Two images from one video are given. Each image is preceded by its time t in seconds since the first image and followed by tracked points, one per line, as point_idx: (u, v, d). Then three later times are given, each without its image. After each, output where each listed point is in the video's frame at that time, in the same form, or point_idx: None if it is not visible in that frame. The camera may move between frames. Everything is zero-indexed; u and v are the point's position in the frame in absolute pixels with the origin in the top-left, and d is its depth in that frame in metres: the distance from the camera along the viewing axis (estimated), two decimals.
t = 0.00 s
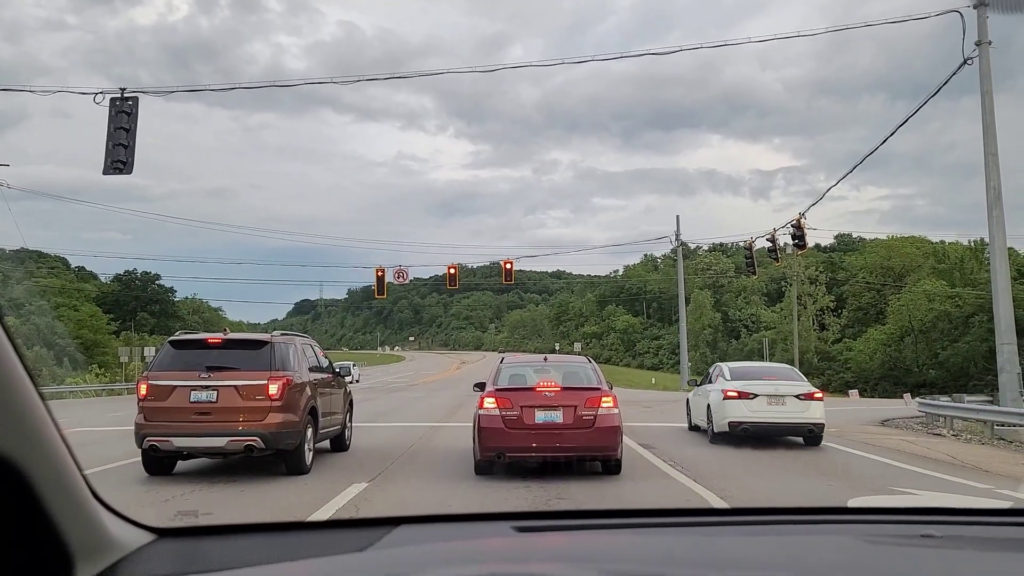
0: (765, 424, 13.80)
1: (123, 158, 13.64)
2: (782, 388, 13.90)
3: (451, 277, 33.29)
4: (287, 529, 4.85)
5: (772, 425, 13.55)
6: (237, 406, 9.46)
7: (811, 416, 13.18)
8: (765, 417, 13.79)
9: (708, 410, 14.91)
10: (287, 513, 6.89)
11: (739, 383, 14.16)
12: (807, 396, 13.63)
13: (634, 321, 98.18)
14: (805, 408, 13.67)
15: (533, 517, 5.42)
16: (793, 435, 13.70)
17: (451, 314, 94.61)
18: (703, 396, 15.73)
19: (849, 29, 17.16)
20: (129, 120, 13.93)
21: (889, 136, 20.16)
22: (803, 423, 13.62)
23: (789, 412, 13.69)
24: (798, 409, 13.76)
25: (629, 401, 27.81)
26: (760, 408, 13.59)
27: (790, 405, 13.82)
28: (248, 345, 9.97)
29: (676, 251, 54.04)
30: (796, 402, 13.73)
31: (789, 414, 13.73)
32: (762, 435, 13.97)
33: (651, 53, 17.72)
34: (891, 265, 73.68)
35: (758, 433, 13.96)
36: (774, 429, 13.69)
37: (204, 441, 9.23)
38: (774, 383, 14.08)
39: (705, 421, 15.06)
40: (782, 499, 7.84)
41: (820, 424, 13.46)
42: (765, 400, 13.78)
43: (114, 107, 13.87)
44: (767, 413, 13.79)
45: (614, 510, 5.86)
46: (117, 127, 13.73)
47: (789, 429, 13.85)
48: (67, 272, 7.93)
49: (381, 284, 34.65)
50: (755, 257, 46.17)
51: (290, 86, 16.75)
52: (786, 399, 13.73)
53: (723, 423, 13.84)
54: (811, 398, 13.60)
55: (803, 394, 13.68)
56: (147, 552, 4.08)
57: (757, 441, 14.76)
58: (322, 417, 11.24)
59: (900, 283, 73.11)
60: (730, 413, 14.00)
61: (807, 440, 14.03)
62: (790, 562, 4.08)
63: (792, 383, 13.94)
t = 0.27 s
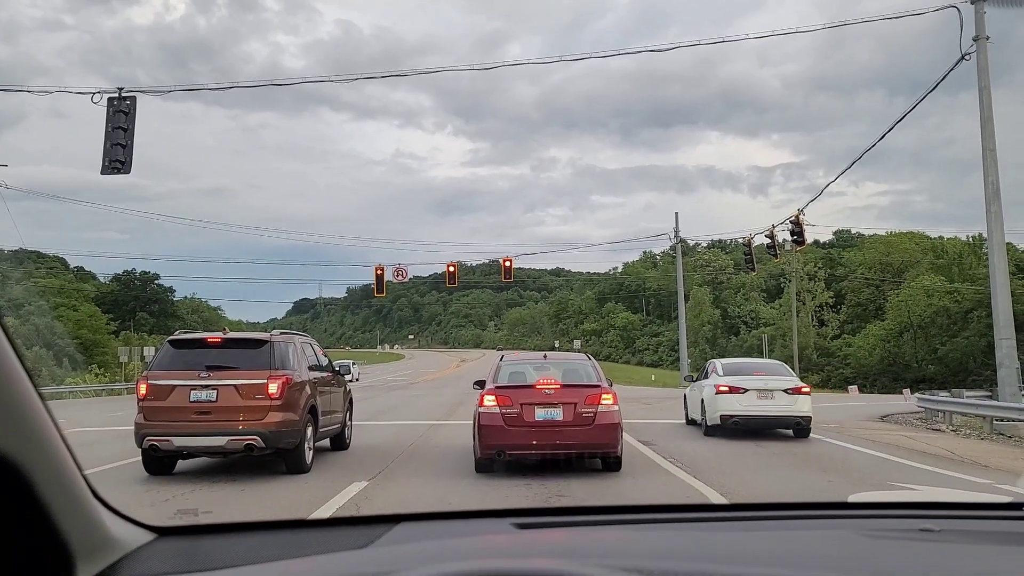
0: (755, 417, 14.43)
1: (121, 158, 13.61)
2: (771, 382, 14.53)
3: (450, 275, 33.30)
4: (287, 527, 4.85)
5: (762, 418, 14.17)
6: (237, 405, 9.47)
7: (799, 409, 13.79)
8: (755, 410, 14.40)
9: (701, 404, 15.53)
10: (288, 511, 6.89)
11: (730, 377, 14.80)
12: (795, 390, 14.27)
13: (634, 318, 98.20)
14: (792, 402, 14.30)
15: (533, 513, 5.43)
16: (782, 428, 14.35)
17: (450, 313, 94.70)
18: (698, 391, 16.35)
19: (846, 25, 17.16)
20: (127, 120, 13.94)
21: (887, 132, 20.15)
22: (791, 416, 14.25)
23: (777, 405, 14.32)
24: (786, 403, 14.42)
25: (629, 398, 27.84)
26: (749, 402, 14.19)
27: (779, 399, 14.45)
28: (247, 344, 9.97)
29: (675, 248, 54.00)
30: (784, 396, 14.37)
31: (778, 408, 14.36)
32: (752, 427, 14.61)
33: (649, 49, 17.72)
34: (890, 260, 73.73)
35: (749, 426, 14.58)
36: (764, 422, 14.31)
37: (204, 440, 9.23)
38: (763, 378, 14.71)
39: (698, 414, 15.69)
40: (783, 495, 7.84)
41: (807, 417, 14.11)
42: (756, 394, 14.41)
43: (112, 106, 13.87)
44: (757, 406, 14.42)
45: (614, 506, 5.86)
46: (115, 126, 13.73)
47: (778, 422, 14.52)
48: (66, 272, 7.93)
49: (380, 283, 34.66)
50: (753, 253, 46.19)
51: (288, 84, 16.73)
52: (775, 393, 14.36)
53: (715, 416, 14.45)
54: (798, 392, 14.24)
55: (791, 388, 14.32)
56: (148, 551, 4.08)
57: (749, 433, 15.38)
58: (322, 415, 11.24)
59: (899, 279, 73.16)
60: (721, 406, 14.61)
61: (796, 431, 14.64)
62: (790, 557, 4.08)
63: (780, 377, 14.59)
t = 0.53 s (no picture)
0: (746, 413, 14.87)
1: (119, 159, 13.55)
2: (761, 380, 15.01)
3: (448, 275, 33.28)
4: (286, 530, 4.85)
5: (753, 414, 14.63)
6: (236, 406, 9.47)
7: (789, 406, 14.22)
8: (746, 407, 14.84)
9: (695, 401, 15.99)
10: (287, 512, 6.89)
11: (722, 374, 15.27)
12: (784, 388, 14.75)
13: (632, 317, 98.19)
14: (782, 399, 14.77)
15: (533, 515, 5.43)
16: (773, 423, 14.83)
17: (448, 312, 94.72)
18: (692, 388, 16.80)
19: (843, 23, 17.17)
20: (124, 120, 13.92)
21: (884, 130, 20.15)
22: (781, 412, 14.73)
23: (767, 402, 14.79)
24: (776, 400, 14.92)
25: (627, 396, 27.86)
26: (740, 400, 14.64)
27: (769, 396, 14.93)
28: (245, 345, 9.96)
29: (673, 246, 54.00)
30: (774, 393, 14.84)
31: (768, 405, 14.82)
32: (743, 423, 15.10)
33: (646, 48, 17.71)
34: (887, 258, 73.82)
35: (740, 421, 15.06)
36: (755, 418, 14.79)
37: (204, 441, 9.22)
38: (754, 375, 15.18)
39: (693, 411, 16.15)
40: (781, 494, 7.84)
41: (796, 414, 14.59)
42: (747, 391, 14.89)
43: (109, 107, 13.86)
44: (748, 403, 14.90)
45: (612, 506, 5.86)
46: (112, 126, 13.71)
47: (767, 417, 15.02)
48: (63, 273, 7.92)
49: (378, 282, 34.62)
50: (751, 251, 46.21)
51: (286, 84, 16.72)
52: (764, 391, 14.83)
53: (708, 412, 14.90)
54: (788, 390, 14.70)
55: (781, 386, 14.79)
56: (147, 555, 4.08)
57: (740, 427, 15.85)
58: (320, 416, 11.24)
59: (897, 277, 73.21)
60: (714, 403, 15.06)
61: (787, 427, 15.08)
62: (788, 558, 4.09)
63: (771, 374, 15.06)
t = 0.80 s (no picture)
0: (733, 411, 15.21)
1: (110, 158, 13.53)
2: (748, 379, 15.35)
3: (442, 275, 33.29)
4: (277, 534, 4.82)
5: (740, 412, 15.02)
6: (229, 406, 9.45)
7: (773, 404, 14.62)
8: (734, 404, 15.19)
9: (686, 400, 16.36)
10: (280, 515, 6.87)
11: (710, 373, 15.63)
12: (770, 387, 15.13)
13: (626, 317, 98.34)
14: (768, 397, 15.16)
15: (526, 518, 5.42)
16: (759, 421, 15.20)
17: (442, 312, 94.67)
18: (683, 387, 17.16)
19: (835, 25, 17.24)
20: (116, 120, 13.87)
21: (876, 130, 20.22)
22: (767, 410, 15.09)
23: (753, 401, 15.18)
24: (763, 398, 15.25)
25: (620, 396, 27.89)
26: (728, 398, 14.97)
27: (756, 394, 15.32)
28: (238, 345, 9.94)
29: (666, 246, 54.08)
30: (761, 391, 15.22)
31: (754, 403, 15.19)
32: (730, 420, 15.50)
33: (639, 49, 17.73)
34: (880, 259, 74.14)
35: (727, 419, 15.46)
36: (742, 417, 15.16)
37: (196, 442, 9.18)
38: (741, 374, 15.56)
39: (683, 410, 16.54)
40: (775, 494, 7.85)
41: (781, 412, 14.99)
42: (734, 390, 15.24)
43: (100, 107, 13.80)
44: (735, 401, 15.25)
45: (606, 509, 5.86)
46: (103, 126, 13.66)
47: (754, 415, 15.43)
48: (54, 272, 7.85)
49: (371, 282, 34.59)
50: (744, 251, 46.29)
51: (278, 84, 16.68)
52: (751, 389, 15.17)
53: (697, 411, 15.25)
54: (774, 389, 15.09)
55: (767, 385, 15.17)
56: (139, 559, 4.06)
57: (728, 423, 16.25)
58: (313, 416, 11.21)
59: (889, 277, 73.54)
60: (702, 402, 15.43)
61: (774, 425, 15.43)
62: (779, 563, 4.08)
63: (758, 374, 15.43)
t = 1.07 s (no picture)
0: (719, 409, 15.52)
1: (99, 158, 13.46)
2: (734, 377, 15.65)
3: (433, 276, 33.25)
4: (268, 533, 4.81)
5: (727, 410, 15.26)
6: (219, 407, 9.41)
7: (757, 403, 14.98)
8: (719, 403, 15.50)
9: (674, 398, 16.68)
10: (271, 515, 6.84)
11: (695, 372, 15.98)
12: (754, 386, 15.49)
13: (617, 318, 98.50)
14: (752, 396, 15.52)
15: (517, 517, 5.42)
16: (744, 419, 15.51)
17: (433, 313, 94.58)
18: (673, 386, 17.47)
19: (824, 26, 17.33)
20: (105, 120, 13.80)
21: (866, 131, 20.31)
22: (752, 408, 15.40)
23: (739, 399, 15.49)
24: (748, 396, 15.56)
25: (612, 397, 27.94)
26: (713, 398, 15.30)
27: (741, 393, 15.65)
28: (228, 346, 9.90)
29: (658, 247, 54.13)
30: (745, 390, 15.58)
31: (739, 401, 15.55)
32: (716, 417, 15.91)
33: (630, 50, 17.76)
34: (870, 259, 74.51)
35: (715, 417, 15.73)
36: (727, 414, 15.47)
37: (187, 443, 9.14)
38: (727, 373, 15.86)
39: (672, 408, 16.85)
40: (765, 493, 7.88)
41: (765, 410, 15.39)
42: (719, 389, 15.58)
43: (89, 106, 13.73)
44: (721, 399, 15.57)
45: (598, 508, 5.86)
46: (92, 126, 13.59)
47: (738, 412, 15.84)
48: (42, 273, 7.80)
49: (362, 283, 34.53)
50: (734, 252, 46.45)
51: (269, 84, 16.63)
52: (736, 388, 15.46)
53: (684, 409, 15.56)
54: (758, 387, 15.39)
55: (751, 384, 15.53)
56: (129, 559, 4.04)
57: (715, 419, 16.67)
58: (304, 417, 11.18)
59: (879, 277, 73.91)
60: (689, 400, 15.74)
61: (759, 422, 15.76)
62: (771, 559, 4.10)
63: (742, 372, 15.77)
